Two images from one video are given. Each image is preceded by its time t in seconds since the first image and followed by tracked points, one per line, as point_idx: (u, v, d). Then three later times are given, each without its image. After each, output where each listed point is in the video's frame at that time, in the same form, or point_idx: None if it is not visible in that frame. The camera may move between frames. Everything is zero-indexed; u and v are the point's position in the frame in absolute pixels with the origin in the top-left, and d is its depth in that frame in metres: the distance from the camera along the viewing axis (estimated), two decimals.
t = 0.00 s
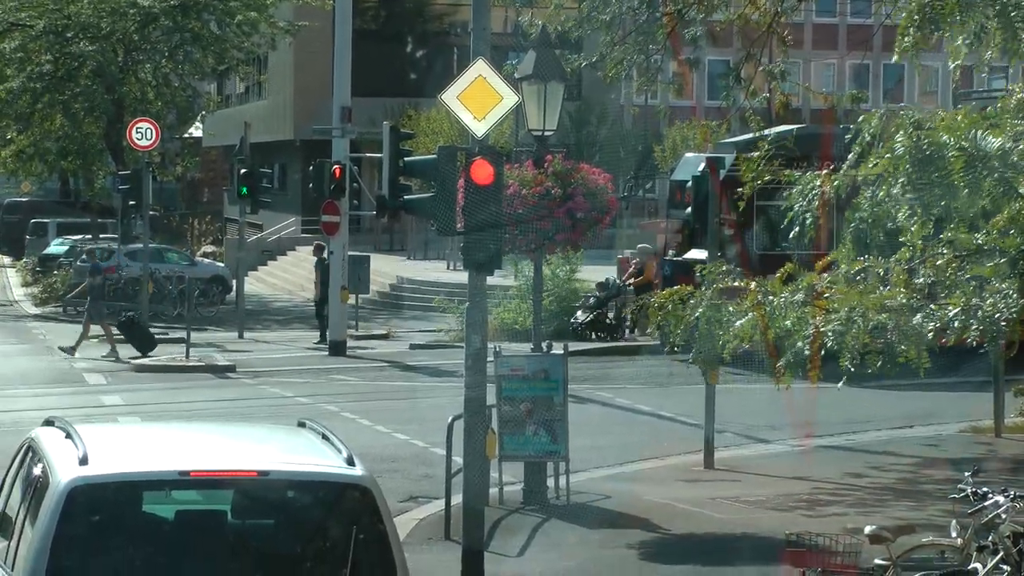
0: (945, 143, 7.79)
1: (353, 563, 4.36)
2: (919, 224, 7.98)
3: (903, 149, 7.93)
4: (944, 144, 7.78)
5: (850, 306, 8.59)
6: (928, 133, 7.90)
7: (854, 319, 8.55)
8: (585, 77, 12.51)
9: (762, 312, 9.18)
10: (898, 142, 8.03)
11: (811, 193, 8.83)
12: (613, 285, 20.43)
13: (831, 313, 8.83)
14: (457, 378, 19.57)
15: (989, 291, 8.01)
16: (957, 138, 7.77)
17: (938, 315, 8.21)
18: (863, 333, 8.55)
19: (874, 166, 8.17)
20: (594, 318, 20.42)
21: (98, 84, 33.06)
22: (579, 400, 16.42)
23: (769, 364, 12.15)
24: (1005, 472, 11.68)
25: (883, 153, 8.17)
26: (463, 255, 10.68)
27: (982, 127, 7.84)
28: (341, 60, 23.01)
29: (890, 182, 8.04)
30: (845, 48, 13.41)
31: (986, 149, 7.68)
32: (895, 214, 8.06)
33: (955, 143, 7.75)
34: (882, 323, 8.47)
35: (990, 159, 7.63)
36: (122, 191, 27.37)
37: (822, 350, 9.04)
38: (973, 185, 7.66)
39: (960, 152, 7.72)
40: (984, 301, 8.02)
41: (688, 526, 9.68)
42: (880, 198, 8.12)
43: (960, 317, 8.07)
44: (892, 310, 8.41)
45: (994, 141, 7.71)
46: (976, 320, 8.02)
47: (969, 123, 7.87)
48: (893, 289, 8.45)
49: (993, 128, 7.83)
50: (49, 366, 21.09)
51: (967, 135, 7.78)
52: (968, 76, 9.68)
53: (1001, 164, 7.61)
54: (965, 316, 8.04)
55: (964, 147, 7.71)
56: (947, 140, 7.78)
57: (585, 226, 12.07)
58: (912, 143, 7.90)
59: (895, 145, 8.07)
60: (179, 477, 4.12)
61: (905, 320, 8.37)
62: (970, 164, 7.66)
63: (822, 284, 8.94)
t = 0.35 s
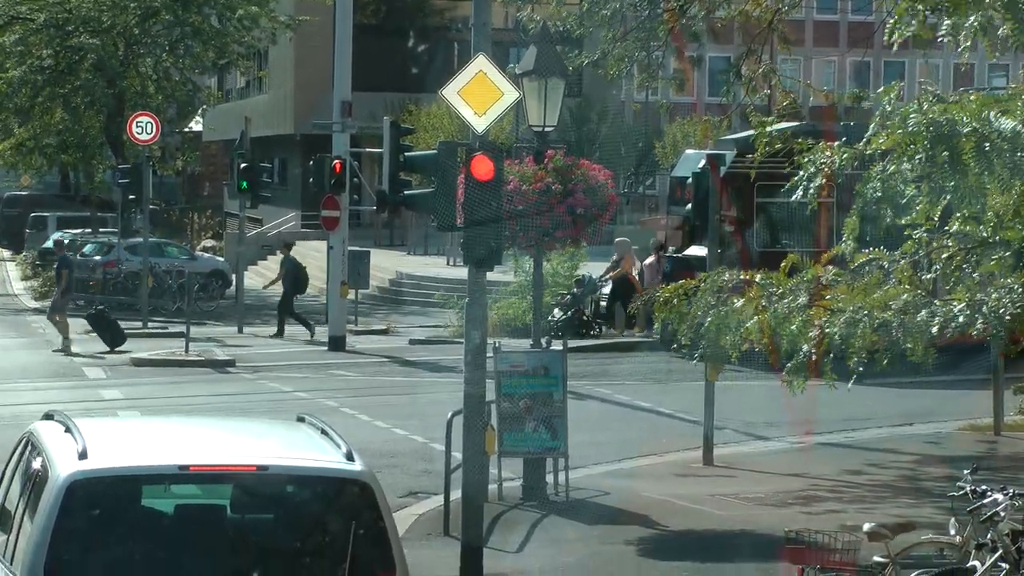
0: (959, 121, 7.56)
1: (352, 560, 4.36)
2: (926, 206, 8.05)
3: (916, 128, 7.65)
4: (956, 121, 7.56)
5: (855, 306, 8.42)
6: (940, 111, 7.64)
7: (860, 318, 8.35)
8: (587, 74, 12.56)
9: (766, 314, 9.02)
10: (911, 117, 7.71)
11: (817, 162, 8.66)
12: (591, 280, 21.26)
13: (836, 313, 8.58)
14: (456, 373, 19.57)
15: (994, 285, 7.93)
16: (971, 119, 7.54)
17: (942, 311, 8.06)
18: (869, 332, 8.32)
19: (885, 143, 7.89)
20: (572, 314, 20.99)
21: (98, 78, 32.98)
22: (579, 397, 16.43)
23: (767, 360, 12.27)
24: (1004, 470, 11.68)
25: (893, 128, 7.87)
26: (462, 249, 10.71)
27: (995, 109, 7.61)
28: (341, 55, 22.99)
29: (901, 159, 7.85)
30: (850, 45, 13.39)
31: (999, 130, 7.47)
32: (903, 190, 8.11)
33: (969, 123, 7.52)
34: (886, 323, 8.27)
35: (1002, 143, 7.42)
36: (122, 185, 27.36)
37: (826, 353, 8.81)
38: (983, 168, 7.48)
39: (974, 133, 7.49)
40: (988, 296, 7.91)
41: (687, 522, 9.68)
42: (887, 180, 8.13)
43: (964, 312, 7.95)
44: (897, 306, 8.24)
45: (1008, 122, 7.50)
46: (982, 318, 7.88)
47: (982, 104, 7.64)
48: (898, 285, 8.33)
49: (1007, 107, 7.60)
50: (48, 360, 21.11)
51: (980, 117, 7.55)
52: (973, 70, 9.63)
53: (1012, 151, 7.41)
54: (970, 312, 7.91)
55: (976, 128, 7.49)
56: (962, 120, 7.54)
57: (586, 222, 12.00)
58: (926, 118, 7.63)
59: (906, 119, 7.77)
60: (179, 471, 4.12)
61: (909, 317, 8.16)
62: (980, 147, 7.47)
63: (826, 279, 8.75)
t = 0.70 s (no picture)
0: (957, 122, 7.86)
1: (352, 555, 4.36)
2: (928, 205, 8.05)
3: (916, 129, 7.95)
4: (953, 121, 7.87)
5: (853, 291, 8.38)
6: (938, 111, 7.97)
7: (857, 303, 8.32)
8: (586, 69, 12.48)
9: (762, 295, 8.99)
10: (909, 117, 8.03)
11: (816, 168, 8.82)
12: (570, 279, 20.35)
13: (835, 295, 8.54)
14: (455, 369, 19.57)
15: (993, 275, 8.04)
16: (971, 119, 7.84)
17: (941, 298, 8.12)
18: (867, 316, 8.30)
19: (883, 145, 8.22)
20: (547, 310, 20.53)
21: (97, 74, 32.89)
22: (578, 393, 16.42)
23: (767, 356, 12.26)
24: (1003, 466, 11.68)
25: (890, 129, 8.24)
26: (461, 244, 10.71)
27: (993, 109, 7.92)
28: (340, 50, 22.97)
29: (900, 161, 8.14)
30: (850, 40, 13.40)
31: (998, 130, 7.76)
32: (906, 193, 8.15)
33: (969, 123, 7.81)
34: (886, 307, 8.28)
35: (1000, 141, 7.71)
36: (121, 181, 27.34)
37: (824, 334, 8.73)
38: (983, 167, 7.75)
39: (973, 132, 7.77)
40: (988, 285, 8.01)
41: (686, 518, 9.69)
42: (885, 180, 8.25)
43: (963, 300, 8.02)
44: (897, 290, 8.24)
45: (1006, 122, 7.81)
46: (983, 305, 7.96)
47: (979, 105, 7.96)
48: (899, 271, 8.30)
49: (1005, 108, 7.92)
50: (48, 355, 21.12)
51: (977, 117, 7.86)
52: (975, 67, 9.60)
53: (1011, 148, 7.68)
54: (969, 300, 8.00)
55: (974, 128, 7.78)
56: (961, 120, 7.84)
57: (584, 219, 12.08)
58: (923, 120, 7.96)
59: (905, 123, 8.08)
60: (177, 466, 4.11)
61: (907, 303, 8.19)
62: (981, 146, 7.74)
63: (827, 266, 8.74)
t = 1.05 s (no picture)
0: (949, 115, 8.04)
1: (354, 550, 4.35)
2: (926, 201, 8.10)
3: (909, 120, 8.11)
4: (946, 114, 8.04)
5: (850, 288, 8.35)
6: (929, 104, 8.12)
7: (854, 301, 8.29)
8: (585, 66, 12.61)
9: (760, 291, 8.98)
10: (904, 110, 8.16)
11: (810, 159, 8.80)
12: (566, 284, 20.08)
13: (832, 293, 8.52)
14: (454, 366, 19.57)
15: (992, 272, 7.92)
16: (966, 112, 8.02)
17: (937, 295, 8.08)
18: (865, 315, 8.28)
19: (877, 140, 8.34)
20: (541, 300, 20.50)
21: (97, 70, 32.83)
22: (577, 389, 16.43)
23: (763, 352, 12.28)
24: (1002, 463, 11.70)
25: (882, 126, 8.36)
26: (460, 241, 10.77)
27: (988, 102, 8.12)
28: (339, 46, 22.97)
29: (894, 155, 8.24)
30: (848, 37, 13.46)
31: (991, 123, 7.93)
32: (900, 187, 8.20)
33: (964, 116, 8.00)
34: (883, 307, 8.25)
35: (996, 135, 7.87)
36: (120, 177, 27.33)
37: (822, 331, 8.79)
38: (977, 162, 7.92)
39: (965, 125, 7.97)
40: (985, 282, 7.90)
41: (685, 515, 9.69)
42: (879, 172, 8.31)
43: (960, 298, 7.94)
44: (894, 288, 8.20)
45: (1000, 116, 7.98)
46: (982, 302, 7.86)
47: (973, 100, 8.13)
48: (896, 269, 8.25)
49: (997, 103, 8.09)
50: (47, 351, 21.11)
51: (971, 110, 8.04)
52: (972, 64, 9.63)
53: (1006, 141, 7.85)
54: (967, 298, 7.91)
55: (968, 123, 7.95)
56: (956, 112, 8.04)
57: (584, 215, 12.21)
58: (915, 112, 8.11)
59: (898, 117, 8.24)
60: (176, 463, 4.12)
61: (905, 302, 8.16)
62: (975, 139, 7.91)
63: (823, 263, 8.76)
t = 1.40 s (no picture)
0: (952, 116, 7.98)
1: (352, 547, 4.35)
2: (925, 202, 8.06)
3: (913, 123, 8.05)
4: (950, 114, 7.98)
5: (844, 287, 8.38)
6: (933, 104, 8.06)
7: (849, 299, 8.34)
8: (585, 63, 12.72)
9: (757, 290, 9.07)
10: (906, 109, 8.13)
11: (812, 160, 8.81)
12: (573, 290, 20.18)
13: (827, 291, 8.66)
14: (453, 362, 19.58)
15: (989, 272, 8.06)
16: (968, 112, 7.98)
17: (932, 296, 8.13)
18: (858, 313, 8.35)
19: (879, 140, 8.23)
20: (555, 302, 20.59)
21: (95, 66, 32.78)
22: (576, 385, 16.45)
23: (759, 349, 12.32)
24: (1001, 459, 11.69)
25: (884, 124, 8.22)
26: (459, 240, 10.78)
27: (991, 101, 8.08)
28: (337, 43, 23.00)
29: (897, 155, 8.19)
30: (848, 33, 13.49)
31: (993, 125, 7.92)
32: (901, 187, 8.16)
33: (967, 116, 7.95)
34: (877, 305, 8.34)
35: (998, 137, 7.88)
36: (118, 173, 27.33)
37: (816, 331, 8.75)
38: (979, 162, 7.89)
39: (968, 126, 7.92)
40: (981, 282, 8.04)
41: (683, 511, 9.68)
42: (881, 173, 8.22)
43: (955, 294, 8.08)
44: (886, 287, 8.25)
45: (1001, 116, 7.97)
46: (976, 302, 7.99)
47: (975, 98, 8.10)
48: (890, 267, 8.35)
49: (997, 102, 8.07)
50: (45, 348, 21.10)
51: (973, 110, 7.99)
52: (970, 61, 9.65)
53: (1007, 142, 7.87)
54: (961, 297, 8.06)
55: (969, 124, 7.92)
56: (958, 111, 7.99)
57: (581, 211, 12.21)
58: (919, 114, 8.05)
59: (900, 117, 8.17)
60: (175, 459, 4.13)
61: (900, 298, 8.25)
62: (975, 142, 7.91)
63: (821, 263, 8.78)
